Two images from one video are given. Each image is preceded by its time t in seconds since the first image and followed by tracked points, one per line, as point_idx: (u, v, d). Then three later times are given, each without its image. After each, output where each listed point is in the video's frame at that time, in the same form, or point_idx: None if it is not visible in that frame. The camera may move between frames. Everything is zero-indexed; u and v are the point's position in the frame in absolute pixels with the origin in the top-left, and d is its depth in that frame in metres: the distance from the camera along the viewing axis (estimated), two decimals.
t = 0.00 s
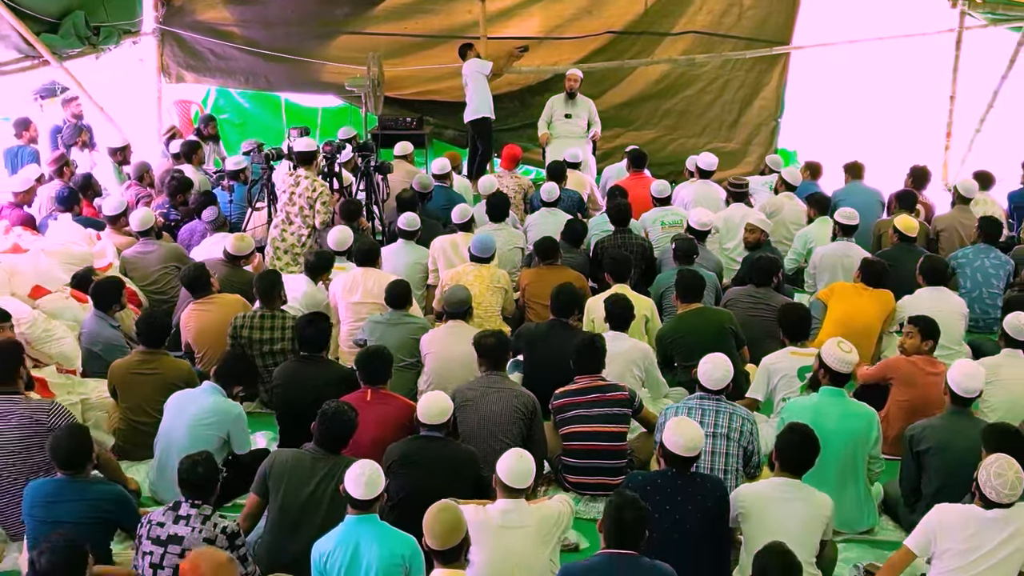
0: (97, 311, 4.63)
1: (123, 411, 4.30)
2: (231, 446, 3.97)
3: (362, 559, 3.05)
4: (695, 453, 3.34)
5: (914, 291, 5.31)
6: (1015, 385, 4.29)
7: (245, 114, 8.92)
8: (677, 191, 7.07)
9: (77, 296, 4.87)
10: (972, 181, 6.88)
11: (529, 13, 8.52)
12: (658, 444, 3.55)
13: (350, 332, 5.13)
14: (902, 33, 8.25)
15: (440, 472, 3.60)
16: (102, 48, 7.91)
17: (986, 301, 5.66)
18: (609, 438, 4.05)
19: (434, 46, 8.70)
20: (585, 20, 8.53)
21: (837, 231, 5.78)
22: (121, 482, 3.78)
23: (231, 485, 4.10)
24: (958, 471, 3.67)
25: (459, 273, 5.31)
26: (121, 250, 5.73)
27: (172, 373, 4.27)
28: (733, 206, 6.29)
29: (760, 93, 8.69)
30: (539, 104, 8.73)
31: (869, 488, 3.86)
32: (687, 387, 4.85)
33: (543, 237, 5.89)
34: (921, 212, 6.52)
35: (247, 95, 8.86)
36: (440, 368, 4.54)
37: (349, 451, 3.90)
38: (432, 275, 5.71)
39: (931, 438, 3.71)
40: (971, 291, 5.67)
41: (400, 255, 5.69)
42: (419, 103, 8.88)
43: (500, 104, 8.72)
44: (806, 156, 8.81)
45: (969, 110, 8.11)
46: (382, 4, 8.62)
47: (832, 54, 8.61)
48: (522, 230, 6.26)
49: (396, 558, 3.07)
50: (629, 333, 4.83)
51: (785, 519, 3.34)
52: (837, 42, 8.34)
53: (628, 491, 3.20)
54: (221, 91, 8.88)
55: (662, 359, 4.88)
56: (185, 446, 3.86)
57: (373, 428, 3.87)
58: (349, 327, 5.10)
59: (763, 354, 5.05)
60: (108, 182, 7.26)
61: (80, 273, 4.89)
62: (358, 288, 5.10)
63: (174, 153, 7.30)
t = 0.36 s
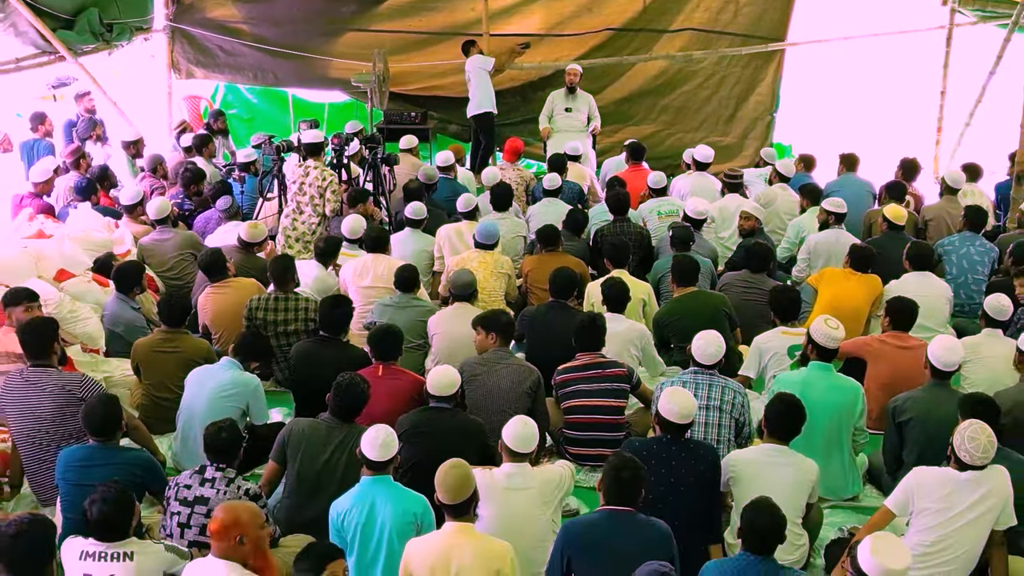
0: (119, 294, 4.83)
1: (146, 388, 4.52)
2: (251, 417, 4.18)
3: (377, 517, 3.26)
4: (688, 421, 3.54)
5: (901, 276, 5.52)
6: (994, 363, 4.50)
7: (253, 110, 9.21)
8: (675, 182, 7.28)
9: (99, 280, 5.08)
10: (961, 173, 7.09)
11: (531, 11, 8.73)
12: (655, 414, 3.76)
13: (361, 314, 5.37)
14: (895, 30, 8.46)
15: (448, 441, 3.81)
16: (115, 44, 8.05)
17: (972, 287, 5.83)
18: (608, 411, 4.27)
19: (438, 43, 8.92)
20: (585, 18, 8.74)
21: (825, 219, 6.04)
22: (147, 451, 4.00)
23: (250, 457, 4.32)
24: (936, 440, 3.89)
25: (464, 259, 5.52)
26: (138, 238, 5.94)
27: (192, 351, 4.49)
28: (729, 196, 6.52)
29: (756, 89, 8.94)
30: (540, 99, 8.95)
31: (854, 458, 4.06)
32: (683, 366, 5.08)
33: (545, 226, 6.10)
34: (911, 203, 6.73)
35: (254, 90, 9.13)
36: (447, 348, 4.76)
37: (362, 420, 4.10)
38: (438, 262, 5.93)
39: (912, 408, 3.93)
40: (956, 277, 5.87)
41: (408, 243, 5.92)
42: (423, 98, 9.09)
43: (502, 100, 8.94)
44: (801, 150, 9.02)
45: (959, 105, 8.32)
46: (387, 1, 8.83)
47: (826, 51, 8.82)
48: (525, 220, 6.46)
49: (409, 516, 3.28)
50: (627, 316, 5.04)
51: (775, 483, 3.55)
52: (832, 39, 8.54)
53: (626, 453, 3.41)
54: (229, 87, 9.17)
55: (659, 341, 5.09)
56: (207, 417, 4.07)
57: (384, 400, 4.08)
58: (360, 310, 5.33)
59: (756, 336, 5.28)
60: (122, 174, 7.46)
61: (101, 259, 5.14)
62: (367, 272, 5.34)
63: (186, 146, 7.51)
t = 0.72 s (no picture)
0: (139, 277, 5.05)
1: (167, 364, 4.75)
2: (267, 390, 4.41)
3: (391, 477, 3.49)
4: (682, 388, 3.78)
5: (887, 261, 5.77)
6: (970, 339, 4.76)
7: (262, 105, 9.40)
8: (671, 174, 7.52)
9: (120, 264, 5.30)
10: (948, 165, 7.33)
11: (532, 8, 8.98)
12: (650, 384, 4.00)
13: (370, 297, 5.59)
14: (885, 27, 8.70)
15: (456, 412, 3.99)
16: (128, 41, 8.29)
17: (956, 273, 6.07)
18: (607, 385, 4.50)
19: (441, 40, 9.16)
20: (585, 15, 8.98)
21: (813, 207, 6.32)
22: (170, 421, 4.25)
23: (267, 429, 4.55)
24: (915, 411, 4.12)
25: (469, 245, 5.76)
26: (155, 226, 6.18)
27: (212, 329, 4.73)
28: (724, 187, 6.75)
29: (751, 85, 9.18)
30: (540, 95, 9.19)
31: (838, 428, 4.29)
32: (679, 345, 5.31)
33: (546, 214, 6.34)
34: (900, 193, 6.97)
35: (262, 86, 9.33)
36: (453, 328, 5.00)
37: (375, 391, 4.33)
38: (443, 249, 6.16)
39: (893, 380, 4.17)
40: (942, 263, 6.09)
41: (414, 230, 6.16)
42: (426, 94, 9.32)
43: (504, 95, 9.18)
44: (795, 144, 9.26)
45: (948, 100, 8.56)
46: None
47: (819, 47, 9.06)
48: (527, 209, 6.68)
49: (420, 475, 3.51)
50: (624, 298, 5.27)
51: (762, 447, 3.76)
52: (824, 36, 8.79)
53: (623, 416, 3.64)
54: (238, 83, 9.41)
55: (656, 322, 5.32)
56: (227, 389, 4.31)
57: (396, 373, 4.31)
58: (369, 293, 5.57)
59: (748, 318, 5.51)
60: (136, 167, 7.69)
61: (122, 244, 5.42)
62: (376, 258, 5.58)
63: (198, 139, 7.74)
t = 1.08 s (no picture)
0: (157, 261, 5.27)
1: (185, 343, 4.97)
2: (282, 366, 4.64)
3: (401, 443, 3.72)
4: (674, 360, 4.01)
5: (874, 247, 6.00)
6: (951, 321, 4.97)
7: (268, 100, 9.80)
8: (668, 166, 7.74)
9: (138, 249, 5.51)
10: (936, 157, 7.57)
11: (532, 6, 9.21)
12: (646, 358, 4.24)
13: (377, 282, 5.82)
14: (878, 23, 8.91)
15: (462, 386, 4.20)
16: (139, 37, 8.51)
17: (942, 261, 6.27)
18: (605, 363, 4.68)
19: (444, 36, 9.38)
20: (585, 12, 9.21)
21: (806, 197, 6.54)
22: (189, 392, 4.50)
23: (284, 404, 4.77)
24: (897, 385, 4.34)
25: (472, 233, 5.99)
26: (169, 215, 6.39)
27: (228, 310, 4.96)
28: (719, 177, 6.98)
29: (746, 80, 9.37)
30: (541, 90, 9.41)
31: (825, 402, 4.52)
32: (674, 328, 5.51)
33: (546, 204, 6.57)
34: (889, 183, 7.19)
35: (269, 82, 9.72)
36: (457, 309, 5.23)
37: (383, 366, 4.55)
38: (447, 237, 6.38)
39: (876, 355, 4.38)
40: (928, 251, 6.29)
41: (419, 218, 6.38)
42: (430, 89, 9.55)
43: (505, 90, 9.40)
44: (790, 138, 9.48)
45: (938, 95, 8.77)
46: None
47: (813, 44, 9.28)
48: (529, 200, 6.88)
49: (429, 441, 3.74)
50: (622, 281, 5.49)
51: (750, 415, 3.98)
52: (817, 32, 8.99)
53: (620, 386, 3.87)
54: (245, 79, 9.75)
55: (653, 306, 5.53)
56: (244, 364, 4.54)
57: (405, 349, 4.54)
58: (377, 277, 5.80)
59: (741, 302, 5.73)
60: (148, 159, 7.89)
61: (139, 231, 5.64)
62: (383, 244, 5.81)
63: (207, 132, 7.95)
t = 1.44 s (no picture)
0: (173, 248, 5.51)
1: (201, 325, 5.17)
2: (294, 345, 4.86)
3: (409, 414, 3.91)
4: (669, 337, 4.25)
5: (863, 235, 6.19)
6: (936, 305, 5.13)
7: (275, 96, 10.00)
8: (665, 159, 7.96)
9: (154, 236, 5.73)
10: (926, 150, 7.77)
11: (533, 3, 9.42)
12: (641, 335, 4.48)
13: (384, 268, 6.04)
14: (871, 21, 9.12)
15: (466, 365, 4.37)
16: (150, 34, 8.73)
17: (929, 250, 6.45)
18: (602, 345, 4.80)
19: (447, 33, 9.59)
20: (584, 10, 9.42)
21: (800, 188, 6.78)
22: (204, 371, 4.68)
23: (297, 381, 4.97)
24: (881, 362, 4.54)
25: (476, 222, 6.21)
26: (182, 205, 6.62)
27: (243, 293, 5.19)
28: (714, 169, 7.20)
29: (744, 75, 9.63)
30: (541, 86, 9.64)
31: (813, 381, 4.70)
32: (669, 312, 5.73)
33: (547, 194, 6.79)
34: (881, 176, 7.39)
35: (275, 78, 9.93)
36: (460, 293, 5.45)
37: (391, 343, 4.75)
38: (451, 226, 6.59)
39: (860, 334, 4.59)
40: (916, 239, 6.46)
41: (424, 208, 6.60)
42: (433, 85, 9.77)
43: (506, 86, 9.63)
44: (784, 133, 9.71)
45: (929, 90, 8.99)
46: None
47: (808, 40, 9.50)
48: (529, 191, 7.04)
49: (436, 412, 3.94)
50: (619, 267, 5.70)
51: (740, 387, 4.19)
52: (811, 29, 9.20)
53: (617, 358, 4.08)
54: (252, 76, 9.95)
55: (649, 291, 5.73)
56: (258, 343, 4.76)
57: (412, 329, 4.75)
58: (383, 264, 6.01)
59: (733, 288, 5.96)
60: (159, 152, 8.12)
61: (155, 219, 5.87)
62: (388, 233, 6.00)
63: (216, 126, 8.17)
